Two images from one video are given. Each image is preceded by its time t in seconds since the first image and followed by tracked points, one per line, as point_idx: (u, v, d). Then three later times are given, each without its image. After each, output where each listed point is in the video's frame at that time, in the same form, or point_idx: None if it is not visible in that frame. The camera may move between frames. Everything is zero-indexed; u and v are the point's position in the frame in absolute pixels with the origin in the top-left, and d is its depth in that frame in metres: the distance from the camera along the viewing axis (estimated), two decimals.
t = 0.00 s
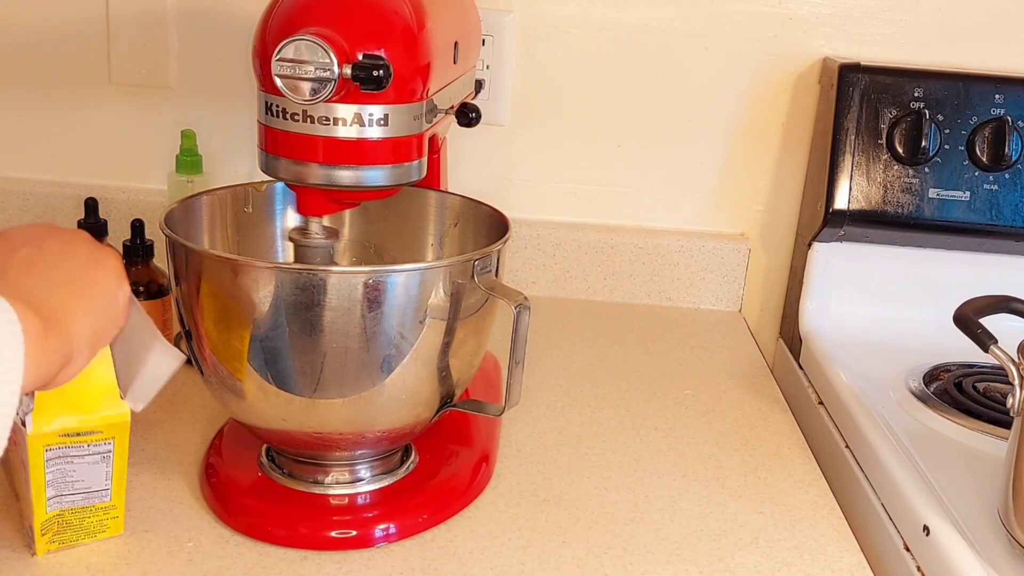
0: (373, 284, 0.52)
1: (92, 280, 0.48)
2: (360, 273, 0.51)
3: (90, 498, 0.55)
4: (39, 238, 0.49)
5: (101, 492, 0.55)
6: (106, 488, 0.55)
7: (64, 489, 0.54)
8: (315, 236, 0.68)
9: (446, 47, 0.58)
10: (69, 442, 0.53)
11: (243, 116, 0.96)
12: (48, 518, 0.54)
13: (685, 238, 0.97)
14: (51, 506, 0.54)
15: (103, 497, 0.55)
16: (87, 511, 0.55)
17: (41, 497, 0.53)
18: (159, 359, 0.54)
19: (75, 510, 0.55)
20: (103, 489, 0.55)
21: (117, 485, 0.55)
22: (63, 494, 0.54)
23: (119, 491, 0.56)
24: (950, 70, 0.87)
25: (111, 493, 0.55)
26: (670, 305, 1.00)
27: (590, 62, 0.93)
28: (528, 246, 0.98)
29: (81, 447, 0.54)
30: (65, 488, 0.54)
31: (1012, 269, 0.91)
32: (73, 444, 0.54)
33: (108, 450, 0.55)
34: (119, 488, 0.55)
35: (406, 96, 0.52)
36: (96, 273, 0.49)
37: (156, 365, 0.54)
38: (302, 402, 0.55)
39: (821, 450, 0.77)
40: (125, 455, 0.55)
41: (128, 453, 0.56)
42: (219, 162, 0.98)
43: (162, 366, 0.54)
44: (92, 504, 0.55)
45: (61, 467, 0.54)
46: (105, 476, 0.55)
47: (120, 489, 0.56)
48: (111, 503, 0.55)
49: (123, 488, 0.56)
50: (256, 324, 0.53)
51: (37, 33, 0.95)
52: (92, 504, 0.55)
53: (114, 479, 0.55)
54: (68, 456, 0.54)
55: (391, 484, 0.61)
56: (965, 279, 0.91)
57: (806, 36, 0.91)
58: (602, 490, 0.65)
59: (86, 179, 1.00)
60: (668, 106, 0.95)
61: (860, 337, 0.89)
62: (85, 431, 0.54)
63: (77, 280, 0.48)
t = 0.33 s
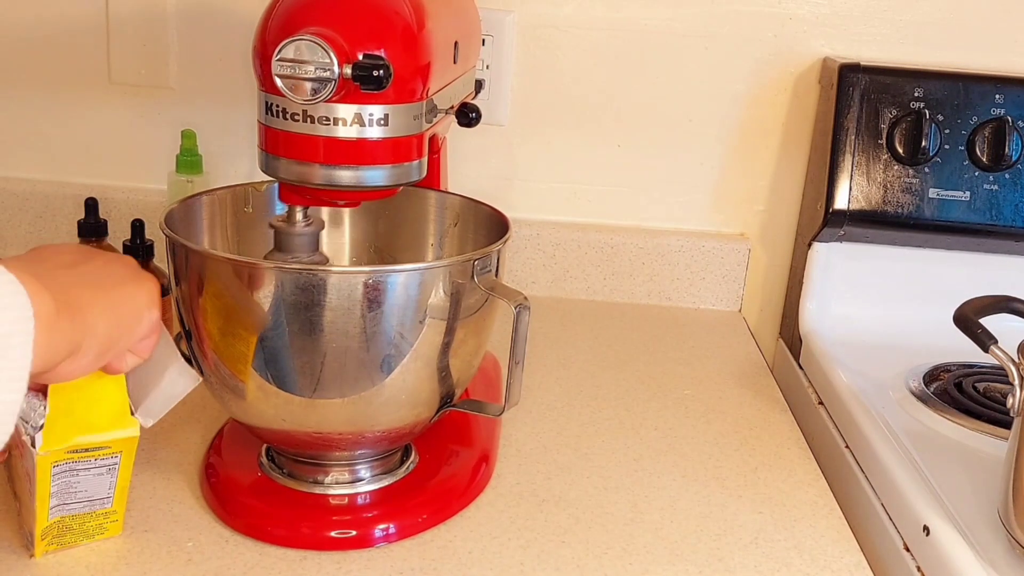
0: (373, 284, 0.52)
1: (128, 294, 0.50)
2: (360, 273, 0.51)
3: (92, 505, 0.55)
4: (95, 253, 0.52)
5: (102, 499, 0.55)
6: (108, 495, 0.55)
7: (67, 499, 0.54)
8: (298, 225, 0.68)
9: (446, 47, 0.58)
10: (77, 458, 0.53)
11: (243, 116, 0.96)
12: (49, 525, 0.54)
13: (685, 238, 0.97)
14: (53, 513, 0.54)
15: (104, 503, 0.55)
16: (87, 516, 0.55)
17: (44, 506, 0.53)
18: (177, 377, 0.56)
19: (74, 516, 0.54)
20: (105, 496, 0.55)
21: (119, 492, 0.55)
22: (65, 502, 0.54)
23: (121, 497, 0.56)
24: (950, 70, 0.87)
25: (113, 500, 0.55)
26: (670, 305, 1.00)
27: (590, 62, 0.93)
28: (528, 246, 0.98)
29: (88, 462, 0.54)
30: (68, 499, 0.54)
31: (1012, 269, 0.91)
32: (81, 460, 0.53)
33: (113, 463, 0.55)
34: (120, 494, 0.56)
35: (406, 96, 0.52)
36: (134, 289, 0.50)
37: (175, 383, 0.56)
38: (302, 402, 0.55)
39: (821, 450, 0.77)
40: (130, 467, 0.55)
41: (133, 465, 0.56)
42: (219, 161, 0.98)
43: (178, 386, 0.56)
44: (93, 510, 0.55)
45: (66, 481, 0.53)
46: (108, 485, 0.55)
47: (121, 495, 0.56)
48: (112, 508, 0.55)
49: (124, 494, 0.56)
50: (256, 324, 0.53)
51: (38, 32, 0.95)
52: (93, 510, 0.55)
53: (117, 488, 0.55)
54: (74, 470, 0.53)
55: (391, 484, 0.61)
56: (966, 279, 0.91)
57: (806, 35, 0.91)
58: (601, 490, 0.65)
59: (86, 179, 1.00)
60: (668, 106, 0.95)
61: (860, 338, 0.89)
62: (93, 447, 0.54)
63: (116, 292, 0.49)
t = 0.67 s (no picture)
0: (373, 284, 0.52)
1: (104, 352, 0.44)
2: (360, 273, 0.51)
3: (89, 498, 0.55)
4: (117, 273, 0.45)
5: (100, 492, 0.55)
6: (106, 488, 0.55)
7: (65, 490, 0.54)
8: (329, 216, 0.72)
9: (446, 47, 0.58)
10: (77, 438, 0.53)
11: (243, 115, 0.96)
12: (47, 520, 0.53)
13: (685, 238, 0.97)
14: (51, 508, 0.53)
15: (101, 497, 0.55)
16: (84, 512, 0.55)
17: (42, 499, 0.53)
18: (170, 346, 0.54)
19: (71, 511, 0.54)
20: (103, 489, 0.55)
21: (116, 484, 0.55)
22: (62, 495, 0.54)
23: (118, 490, 0.56)
24: (950, 70, 0.87)
25: (110, 493, 0.55)
26: (670, 306, 1.00)
27: (590, 62, 0.93)
28: (528, 246, 0.98)
29: (88, 443, 0.54)
30: (66, 489, 0.54)
31: (1012, 269, 0.91)
32: (80, 439, 0.53)
33: (112, 445, 0.55)
34: (117, 487, 0.56)
35: (406, 96, 0.52)
36: (123, 351, 0.44)
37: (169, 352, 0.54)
38: (302, 402, 0.55)
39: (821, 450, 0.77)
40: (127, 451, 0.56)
41: (130, 448, 0.56)
42: (219, 161, 0.98)
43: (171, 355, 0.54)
44: (91, 505, 0.55)
45: (65, 467, 0.53)
46: (105, 473, 0.55)
47: (118, 489, 0.56)
48: (109, 503, 0.55)
49: (122, 488, 0.56)
50: (256, 324, 0.53)
51: (37, 33, 0.95)
52: (90, 505, 0.55)
53: (114, 477, 0.55)
54: (73, 454, 0.53)
55: (391, 484, 0.61)
56: (966, 278, 0.91)
57: (807, 35, 0.91)
58: (601, 490, 0.64)
59: (86, 180, 1.00)
60: (668, 106, 0.95)
61: (860, 338, 0.89)
62: (93, 425, 0.54)
63: (103, 352, 0.44)
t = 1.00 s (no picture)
0: (373, 284, 0.51)
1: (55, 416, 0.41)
2: (360, 273, 0.51)
3: (91, 494, 0.54)
4: (109, 346, 0.41)
5: (101, 487, 0.55)
6: (107, 483, 0.55)
7: (67, 484, 0.53)
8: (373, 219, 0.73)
9: (446, 47, 0.58)
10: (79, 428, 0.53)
11: (243, 115, 0.96)
12: (48, 517, 0.53)
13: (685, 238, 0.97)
14: (52, 504, 0.53)
15: (102, 493, 0.55)
16: (85, 509, 0.55)
17: (44, 495, 0.53)
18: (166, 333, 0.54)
19: (73, 507, 0.54)
20: (104, 484, 0.55)
21: (117, 479, 0.55)
22: (64, 490, 0.53)
23: (118, 485, 0.56)
24: (950, 70, 0.87)
25: (111, 489, 0.55)
26: (670, 306, 1.00)
27: (589, 62, 0.93)
28: (528, 246, 0.98)
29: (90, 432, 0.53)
30: (67, 482, 0.53)
31: (1012, 269, 0.91)
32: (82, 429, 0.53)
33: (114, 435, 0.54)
34: (117, 483, 0.55)
35: (407, 96, 0.52)
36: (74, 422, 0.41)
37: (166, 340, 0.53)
38: (302, 402, 0.55)
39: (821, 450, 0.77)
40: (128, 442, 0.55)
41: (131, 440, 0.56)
42: (219, 161, 0.98)
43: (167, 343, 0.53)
44: (92, 501, 0.55)
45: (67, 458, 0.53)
46: (107, 467, 0.55)
47: (119, 484, 0.56)
48: (110, 499, 0.55)
49: (122, 483, 0.56)
50: (257, 324, 0.53)
51: (38, 33, 0.95)
52: (91, 501, 0.55)
53: (115, 471, 0.55)
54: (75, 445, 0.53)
55: (391, 484, 0.61)
56: (966, 279, 0.91)
57: (807, 35, 0.91)
58: (601, 490, 0.65)
59: (86, 180, 1.00)
60: (668, 106, 0.95)
61: (860, 338, 0.89)
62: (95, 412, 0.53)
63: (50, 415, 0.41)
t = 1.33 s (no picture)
0: (373, 284, 0.51)
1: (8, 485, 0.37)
2: (360, 273, 0.51)
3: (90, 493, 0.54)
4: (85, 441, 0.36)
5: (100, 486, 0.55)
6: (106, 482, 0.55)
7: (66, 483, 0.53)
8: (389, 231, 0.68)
9: (446, 47, 0.58)
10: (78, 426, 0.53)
11: (242, 116, 0.96)
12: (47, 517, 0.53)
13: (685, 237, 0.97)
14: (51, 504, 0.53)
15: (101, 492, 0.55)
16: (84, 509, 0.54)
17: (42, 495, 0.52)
18: (163, 337, 0.52)
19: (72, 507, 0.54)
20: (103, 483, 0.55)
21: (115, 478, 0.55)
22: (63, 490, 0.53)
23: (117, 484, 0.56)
24: (951, 70, 0.87)
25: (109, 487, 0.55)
26: (671, 305, 1.00)
27: (589, 62, 0.93)
28: (528, 246, 0.98)
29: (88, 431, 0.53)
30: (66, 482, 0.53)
31: (1012, 269, 0.91)
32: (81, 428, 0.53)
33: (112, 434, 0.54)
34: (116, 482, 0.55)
35: (406, 96, 0.52)
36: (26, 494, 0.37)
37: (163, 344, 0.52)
38: (302, 402, 0.55)
39: (822, 450, 0.77)
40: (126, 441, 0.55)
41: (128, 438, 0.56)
42: (219, 161, 0.98)
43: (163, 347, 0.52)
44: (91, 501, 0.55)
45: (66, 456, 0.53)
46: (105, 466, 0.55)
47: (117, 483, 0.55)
48: (109, 498, 0.55)
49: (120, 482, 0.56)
50: (257, 324, 0.53)
51: (37, 33, 0.95)
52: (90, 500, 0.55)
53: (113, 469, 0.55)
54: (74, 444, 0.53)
55: (390, 484, 0.61)
56: (966, 279, 0.91)
57: (807, 35, 0.91)
58: (601, 490, 0.64)
59: (86, 179, 1.00)
60: (668, 106, 0.95)
61: (860, 338, 0.89)
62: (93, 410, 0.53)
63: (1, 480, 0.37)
